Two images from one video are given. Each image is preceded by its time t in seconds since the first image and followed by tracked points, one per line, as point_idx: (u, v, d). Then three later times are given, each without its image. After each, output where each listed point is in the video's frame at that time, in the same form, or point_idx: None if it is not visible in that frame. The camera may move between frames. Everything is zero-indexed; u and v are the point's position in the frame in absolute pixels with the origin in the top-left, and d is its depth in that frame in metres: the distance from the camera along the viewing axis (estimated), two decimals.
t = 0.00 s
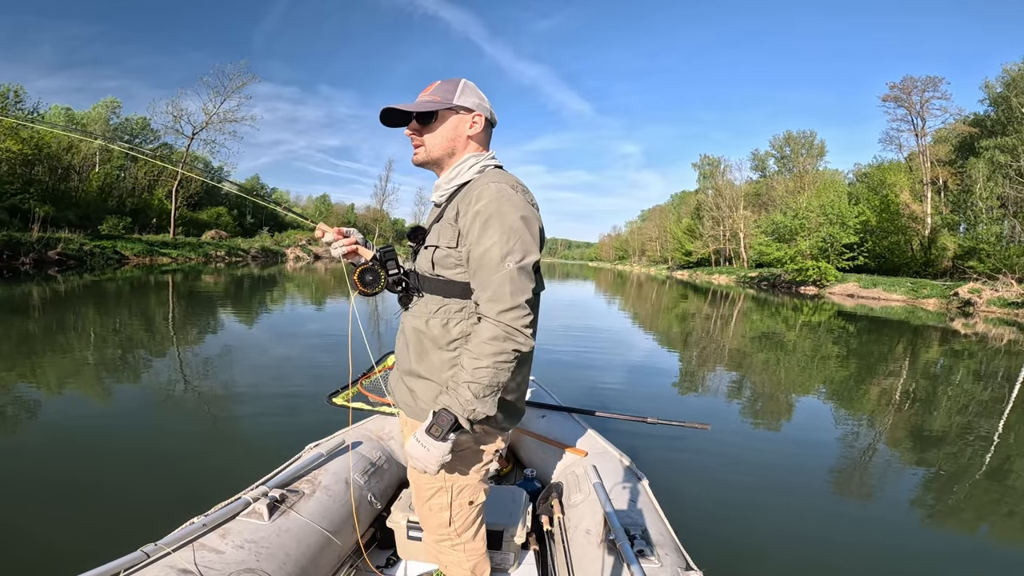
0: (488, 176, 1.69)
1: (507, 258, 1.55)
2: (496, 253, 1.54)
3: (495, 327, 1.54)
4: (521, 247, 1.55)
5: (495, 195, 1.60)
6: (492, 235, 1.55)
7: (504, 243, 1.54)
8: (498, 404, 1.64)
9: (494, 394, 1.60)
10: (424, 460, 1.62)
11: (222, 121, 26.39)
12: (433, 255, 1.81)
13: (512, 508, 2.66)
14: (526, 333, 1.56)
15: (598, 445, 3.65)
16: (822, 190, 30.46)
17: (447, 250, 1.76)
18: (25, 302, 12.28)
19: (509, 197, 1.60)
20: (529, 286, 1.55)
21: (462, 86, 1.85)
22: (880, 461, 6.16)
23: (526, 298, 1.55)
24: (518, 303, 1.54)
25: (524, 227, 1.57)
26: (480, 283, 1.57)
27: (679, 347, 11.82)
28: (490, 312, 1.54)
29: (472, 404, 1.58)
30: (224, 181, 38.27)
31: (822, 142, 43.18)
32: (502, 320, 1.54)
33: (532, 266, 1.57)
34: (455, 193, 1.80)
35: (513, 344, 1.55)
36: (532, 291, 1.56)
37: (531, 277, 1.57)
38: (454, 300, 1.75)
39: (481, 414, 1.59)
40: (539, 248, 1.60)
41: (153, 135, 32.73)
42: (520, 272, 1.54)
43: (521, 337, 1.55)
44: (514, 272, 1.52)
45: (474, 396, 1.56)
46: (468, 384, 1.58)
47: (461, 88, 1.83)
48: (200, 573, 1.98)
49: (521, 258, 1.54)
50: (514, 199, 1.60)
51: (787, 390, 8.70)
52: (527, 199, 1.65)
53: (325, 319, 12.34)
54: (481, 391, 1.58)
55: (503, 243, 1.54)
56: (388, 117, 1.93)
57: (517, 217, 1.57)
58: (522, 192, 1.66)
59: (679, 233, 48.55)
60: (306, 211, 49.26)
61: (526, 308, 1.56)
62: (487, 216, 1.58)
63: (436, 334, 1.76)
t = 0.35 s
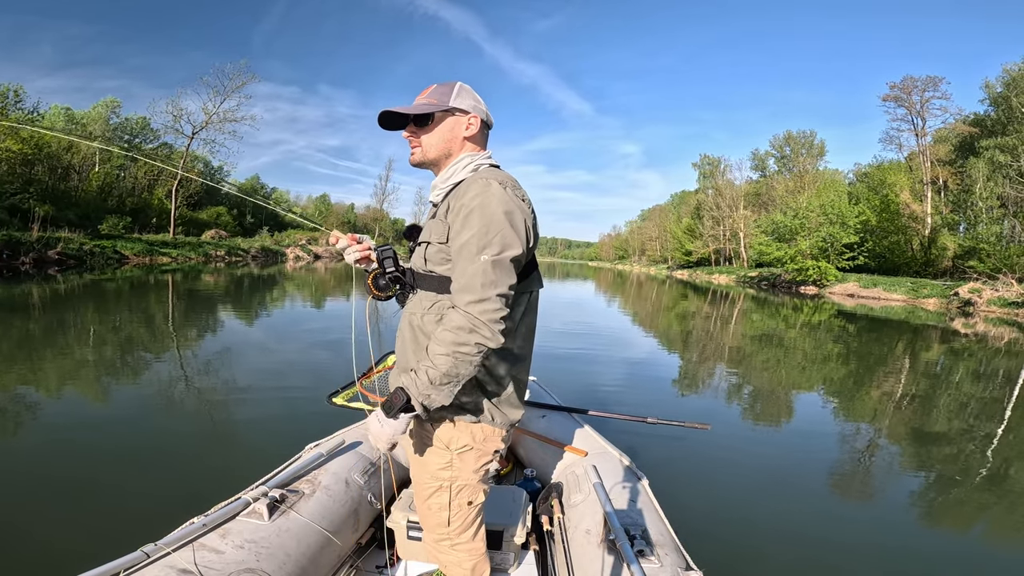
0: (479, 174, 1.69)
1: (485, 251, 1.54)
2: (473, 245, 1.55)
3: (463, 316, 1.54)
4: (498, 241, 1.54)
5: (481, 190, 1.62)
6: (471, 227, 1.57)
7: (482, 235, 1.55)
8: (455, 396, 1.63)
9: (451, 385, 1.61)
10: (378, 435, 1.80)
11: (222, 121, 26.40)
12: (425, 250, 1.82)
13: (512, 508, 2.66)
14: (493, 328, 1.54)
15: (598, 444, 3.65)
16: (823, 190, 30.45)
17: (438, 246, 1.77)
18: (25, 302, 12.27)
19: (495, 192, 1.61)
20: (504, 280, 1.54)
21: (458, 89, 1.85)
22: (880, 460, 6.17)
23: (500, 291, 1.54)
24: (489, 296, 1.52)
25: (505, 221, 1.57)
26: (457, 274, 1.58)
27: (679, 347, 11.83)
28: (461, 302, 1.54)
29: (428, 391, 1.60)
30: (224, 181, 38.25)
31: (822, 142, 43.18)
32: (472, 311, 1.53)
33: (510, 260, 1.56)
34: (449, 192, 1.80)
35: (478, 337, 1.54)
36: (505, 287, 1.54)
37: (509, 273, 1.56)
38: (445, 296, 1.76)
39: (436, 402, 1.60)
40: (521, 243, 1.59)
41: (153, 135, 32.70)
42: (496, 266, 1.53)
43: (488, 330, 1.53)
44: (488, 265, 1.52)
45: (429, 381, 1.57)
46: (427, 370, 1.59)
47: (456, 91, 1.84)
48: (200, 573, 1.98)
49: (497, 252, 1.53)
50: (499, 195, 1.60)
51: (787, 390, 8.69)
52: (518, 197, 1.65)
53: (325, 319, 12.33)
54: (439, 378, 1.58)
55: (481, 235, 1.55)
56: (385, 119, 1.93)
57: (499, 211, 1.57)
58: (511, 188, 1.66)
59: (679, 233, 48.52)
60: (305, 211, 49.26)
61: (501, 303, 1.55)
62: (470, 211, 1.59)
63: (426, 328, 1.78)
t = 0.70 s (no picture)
0: (481, 174, 1.68)
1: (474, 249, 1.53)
2: (464, 241, 1.54)
3: (441, 306, 1.54)
4: (489, 240, 1.53)
5: (480, 189, 1.61)
6: (465, 223, 1.57)
7: (474, 233, 1.54)
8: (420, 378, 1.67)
9: (416, 367, 1.64)
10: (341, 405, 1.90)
11: (224, 120, 26.43)
12: (427, 250, 1.83)
13: (512, 508, 2.65)
14: (472, 323, 1.52)
15: (597, 444, 3.65)
16: (825, 190, 30.38)
17: (438, 244, 1.78)
18: (27, 301, 12.29)
19: (493, 192, 1.60)
20: (491, 279, 1.52)
21: (460, 90, 1.85)
22: (882, 461, 6.16)
23: (484, 289, 1.51)
24: (470, 292, 1.50)
25: (497, 221, 1.56)
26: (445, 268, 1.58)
27: (680, 347, 11.82)
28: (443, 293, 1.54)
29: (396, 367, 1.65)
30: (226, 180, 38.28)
31: (824, 142, 43.09)
32: (452, 304, 1.53)
33: (499, 261, 1.54)
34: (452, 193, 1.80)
35: (452, 331, 1.54)
36: (490, 286, 1.52)
37: (497, 272, 1.54)
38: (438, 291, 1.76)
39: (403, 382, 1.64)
40: (513, 244, 1.57)
41: (155, 134, 32.76)
42: (482, 264, 1.51)
43: (466, 324, 1.52)
44: (476, 261, 1.50)
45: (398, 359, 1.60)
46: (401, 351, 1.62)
47: (459, 92, 1.84)
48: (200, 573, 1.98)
49: (485, 250, 1.52)
50: (498, 196, 1.59)
51: (788, 390, 8.67)
52: (516, 199, 1.64)
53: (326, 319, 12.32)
54: (412, 361, 1.61)
55: (474, 232, 1.54)
56: (388, 120, 1.93)
57: (495, 211, 1.57)
58: (511, 189, 1.65)
59: (680, 233, 48.47)
60: (307, 211, 49.28)
61: (482, 302, 1.52)
62: (466, 209, 1.59)
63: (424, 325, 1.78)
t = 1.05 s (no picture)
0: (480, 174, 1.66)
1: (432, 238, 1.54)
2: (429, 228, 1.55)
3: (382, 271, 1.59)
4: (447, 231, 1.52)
5: (468, 186, 1.60)
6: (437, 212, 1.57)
7: (440, 224, 1.53)
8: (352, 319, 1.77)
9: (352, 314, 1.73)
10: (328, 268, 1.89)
11: (227, 122, 26.54)
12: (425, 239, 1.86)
13: (512, 508, 2.64)
14: (395, 305, 1.55)
15: (597, 444, 3.63)
16: (829, 190, 30.26)
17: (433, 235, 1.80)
18: (32, 303, 12.36)
19: (477, 190, 1.58)
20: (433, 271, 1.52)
21: (460, 90, 1.84)
22: (887, 461, 6.12)
23: (424, 281, 1.52)
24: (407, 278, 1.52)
25: (463, 219, 1.53)
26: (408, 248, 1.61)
27: (683, 347, 11.79)
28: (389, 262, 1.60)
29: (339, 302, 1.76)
30: (229, 181, 38.43)
31: (828, 141, 42.95)
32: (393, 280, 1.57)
33: (450, 259, 1.52)
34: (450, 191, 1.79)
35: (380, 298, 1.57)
36: (435, 276, 1.53)
37: (448, 268, 1.52)
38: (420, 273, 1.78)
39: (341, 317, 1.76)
40: (473, 246, 1.54)
41: (159, 136, 32.95)
42: (432, 254, 1.51)
43: (389, 303, 1.56)
44: (428, 250, 1.51)
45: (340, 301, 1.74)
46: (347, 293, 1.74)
47: (459, 92, 1.83)
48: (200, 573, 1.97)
49: (439, 240, 1.52)
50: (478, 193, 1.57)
51: (792, 390, 8.64)
52: (500, 203, 1.60)
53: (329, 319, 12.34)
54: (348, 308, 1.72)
55: (439, 222, 1.54)
56: (388, 121, 1.92)
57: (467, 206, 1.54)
58: (501, 193, 1.61)
59: (683, 232, 48.38)
60: (310, 212, 49.36)
61: (419, 291, 1.54)
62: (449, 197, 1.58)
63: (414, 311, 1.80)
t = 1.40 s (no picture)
0: (486, 176, 1.68)
1: (485, 255, 1.53)
2: (475, 249, 1.53)
3: (457, 317, 1.53)
4: (499, 245, 1.53)
5: (486, 194, 1.60)
6: (475, 231, 1.55)
7: (487, 240, 1.53)
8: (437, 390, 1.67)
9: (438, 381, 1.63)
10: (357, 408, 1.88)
11: (229, 121, 26.59)
12: (429, 252, 1.81)
13: (512, 508, 2.64)
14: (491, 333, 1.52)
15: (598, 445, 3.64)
16: (831, 191, 30.23)
17: (441, 248, 1.76)
18: (33, 301, 12.36)
19: (500, 196, 1.59)
20: (502, 285, 1.52)
21: (463, 88, 1.84)
22: (887, 462, 6.12)
23: (500, 296, 1.53)
24: (487, 301, 1.51)
25: (507, 225, 1.56)
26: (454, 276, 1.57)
27: (684, 348, 11.79)
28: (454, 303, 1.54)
29: (414, 383, 1.64)
30: (230, 181, 38.44)
31: (829, 142, 42.95)
32: (466, 313, 1.53)
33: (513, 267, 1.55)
34: (453, 194, 1.79)
35: (471, 338, 1.52)
36: (504, 291, 1.53)
37: (508, 277, 1.54)
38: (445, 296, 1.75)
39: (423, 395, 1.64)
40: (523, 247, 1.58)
41: (161, 135, 32.99)
42: (497, 271, 1.52)
43: (486, 334, 1.52)
44: (491, 269, 1.51)
45: (418, 376, 1.61)
46: (417, 364, 1.62)
47: (462, 90, 1.83)
48: (200, 573, 1.97)
49: (499, 255, 1.53)
50: (501, 199, 1.59)
51: (792, 391, 8.64)
52: (522, 199, 1.64)
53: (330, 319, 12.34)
54: (424, 374, 1.61)
55: (484, 239, 1.53)
56: (388, 117, 1.92)
57: (501, 214, 1.56)
58: (516, 191, 1.64)
59: (684, 233, 48.38)
60: (311, 212, 49.39)
61: (498, 307, 1.53)
62: (475, 210, 1.58)
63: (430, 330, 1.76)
